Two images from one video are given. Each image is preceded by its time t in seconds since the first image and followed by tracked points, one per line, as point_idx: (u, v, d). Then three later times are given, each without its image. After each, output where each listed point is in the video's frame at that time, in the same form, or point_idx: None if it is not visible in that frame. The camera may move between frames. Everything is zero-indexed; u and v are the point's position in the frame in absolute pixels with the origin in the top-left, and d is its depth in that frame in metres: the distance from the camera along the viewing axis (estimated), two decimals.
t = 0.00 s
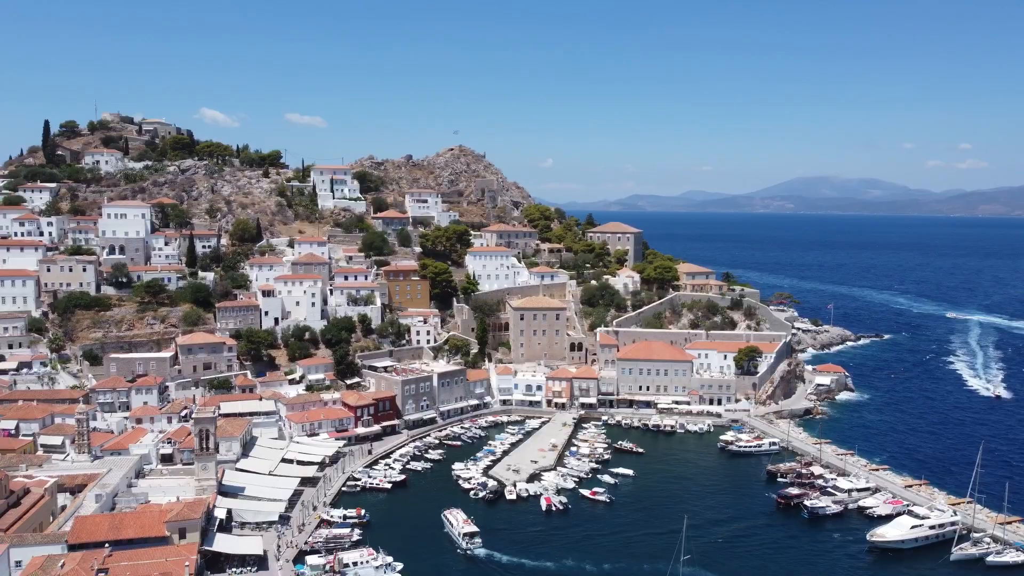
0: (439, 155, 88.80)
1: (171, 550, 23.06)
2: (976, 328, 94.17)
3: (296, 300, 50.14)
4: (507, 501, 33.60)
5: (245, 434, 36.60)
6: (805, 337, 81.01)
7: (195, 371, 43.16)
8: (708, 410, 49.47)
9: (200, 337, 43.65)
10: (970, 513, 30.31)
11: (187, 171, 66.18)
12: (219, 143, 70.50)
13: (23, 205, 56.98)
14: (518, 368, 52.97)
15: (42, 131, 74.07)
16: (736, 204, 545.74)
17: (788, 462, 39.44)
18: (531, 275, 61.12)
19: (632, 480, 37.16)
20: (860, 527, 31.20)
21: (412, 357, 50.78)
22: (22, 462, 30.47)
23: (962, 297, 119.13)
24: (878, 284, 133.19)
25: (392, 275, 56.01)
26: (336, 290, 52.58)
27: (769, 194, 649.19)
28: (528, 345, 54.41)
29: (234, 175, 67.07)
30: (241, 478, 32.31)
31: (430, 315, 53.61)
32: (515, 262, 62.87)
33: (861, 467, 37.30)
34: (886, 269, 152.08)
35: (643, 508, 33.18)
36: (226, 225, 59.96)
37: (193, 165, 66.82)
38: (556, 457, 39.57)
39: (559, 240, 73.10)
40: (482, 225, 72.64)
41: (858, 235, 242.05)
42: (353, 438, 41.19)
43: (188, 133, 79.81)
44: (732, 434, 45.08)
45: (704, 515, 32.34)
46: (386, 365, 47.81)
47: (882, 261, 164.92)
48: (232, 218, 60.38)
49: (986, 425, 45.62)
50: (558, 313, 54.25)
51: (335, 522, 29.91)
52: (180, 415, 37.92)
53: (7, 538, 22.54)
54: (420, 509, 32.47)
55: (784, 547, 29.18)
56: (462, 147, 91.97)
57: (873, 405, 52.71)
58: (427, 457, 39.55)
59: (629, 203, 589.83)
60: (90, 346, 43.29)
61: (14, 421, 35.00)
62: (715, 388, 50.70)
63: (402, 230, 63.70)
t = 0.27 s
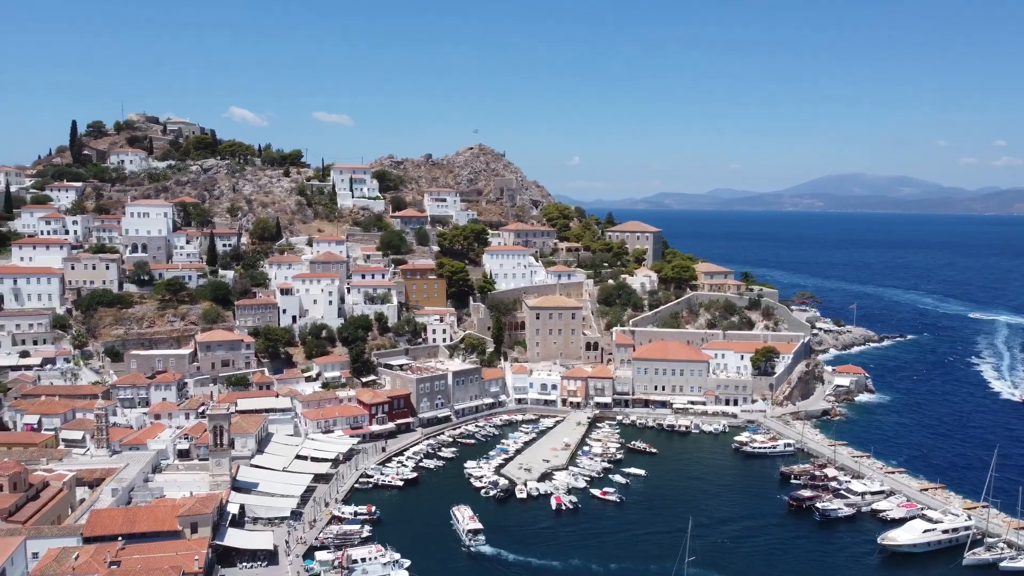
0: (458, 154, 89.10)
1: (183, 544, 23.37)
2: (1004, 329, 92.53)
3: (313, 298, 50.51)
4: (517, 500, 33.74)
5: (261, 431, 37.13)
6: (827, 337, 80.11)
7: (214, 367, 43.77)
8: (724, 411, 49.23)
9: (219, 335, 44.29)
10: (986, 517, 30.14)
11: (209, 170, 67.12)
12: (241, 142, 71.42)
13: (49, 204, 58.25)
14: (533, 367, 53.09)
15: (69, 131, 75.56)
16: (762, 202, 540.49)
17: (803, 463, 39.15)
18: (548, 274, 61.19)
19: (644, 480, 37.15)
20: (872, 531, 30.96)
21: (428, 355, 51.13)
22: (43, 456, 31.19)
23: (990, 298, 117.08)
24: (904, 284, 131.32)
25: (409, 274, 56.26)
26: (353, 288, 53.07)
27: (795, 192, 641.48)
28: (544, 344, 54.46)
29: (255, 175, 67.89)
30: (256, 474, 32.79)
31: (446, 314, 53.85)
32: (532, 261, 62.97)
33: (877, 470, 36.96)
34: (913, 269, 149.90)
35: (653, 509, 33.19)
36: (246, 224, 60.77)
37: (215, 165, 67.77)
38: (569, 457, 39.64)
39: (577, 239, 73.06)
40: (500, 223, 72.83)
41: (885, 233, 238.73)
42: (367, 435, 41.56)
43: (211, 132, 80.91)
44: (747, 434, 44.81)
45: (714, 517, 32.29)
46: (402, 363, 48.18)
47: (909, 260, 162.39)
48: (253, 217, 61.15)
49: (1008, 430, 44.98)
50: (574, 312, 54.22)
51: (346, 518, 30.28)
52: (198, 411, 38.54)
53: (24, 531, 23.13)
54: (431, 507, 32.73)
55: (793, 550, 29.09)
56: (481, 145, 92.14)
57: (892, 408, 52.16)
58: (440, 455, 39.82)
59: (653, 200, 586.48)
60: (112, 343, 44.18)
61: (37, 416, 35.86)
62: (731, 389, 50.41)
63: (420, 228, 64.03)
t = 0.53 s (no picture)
0: (476, 153, 89.30)
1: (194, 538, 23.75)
2: None
3: (329, 297, 50.70)
4: (527, 499, 33.87)
5: (275, 428, 37.56)
6: (847, 338, 79.26)
7: (230, 365, 44.38)
8: (738, 412, 48.97)
9: (236, 332, 44.87)
10: (1000, 521, 29.89)
11: (229, 169, 67.97)
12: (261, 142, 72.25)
13: (73, 203, 59.46)
14: (547, 367, 53.16)
15: (94, 131, 76.89)
16: (785, 201, 535.44)
17: (816, 465, 38.86)
18: (563, 273, 61.20)
19: (655, 480, 37.12)
20: (883, 535, 30.73)
21: (442, 354, 51.38)
22: (61, 451, 31.91)
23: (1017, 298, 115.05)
24: (929, 284, 129.47)
25: (424, 273, 56.57)
26: (368, 287, 53.50)
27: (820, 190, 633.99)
28: (558, 343, 54.45)
29: (274, 174, 68.64)
30: (268, 471, 33.18)
31: (460, 313, 53.69)
32: (548, 260, 62.99)
33: (891, 473, 36.65)
34: (938, 269, 147.74)
35: (662, 509, 33.14)
36: (264, 222, 61.48)
37: (234, 164, 68.61)
38: (580, 456, 39.68)
39: (594, 238, 72.96)
40: (516, 222, 72.95)
41: (911, 232, 235.55)
42: (380, 433, 41.90)
43: (232, 132, 81.87)
44: (761, 435, 44.53)
45: (722, 518, 32.21)
46: (416, 362, 48.49)
47: (935, 260, 159.99)
48: (271, 216, 61.86)
49: None
50: (589, 311, 54.12)
51: (356, 515, 30.60)
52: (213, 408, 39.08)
53: (40, 524, 23.74)
54: (440, 505, 32.97)
55: (801, 553, 29.02)
56: (499, 144, 92.26)
57: (911, 410, 51.57)
58: (452, 453, 40.06)
59: (675, 199, 582.97)
60: (131, 340, 45.00)
61: (57, 412, 36.67)
62: (746, 389, 50.14)
63: (436, 227, 64.33)
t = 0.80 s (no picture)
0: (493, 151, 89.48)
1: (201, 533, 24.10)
2: None
3: (343, 295, 51.21)
4: (533, 497, 34.03)
5: (286, 425, 38.03)
6: (866, 338, 78.45)
7: (243, 362, 45.00)
8: (750, 412, 48.76)
9: (250, 330, 45.48)
10: (1010, 525, 29.58)
11: (246, 168, 68.74)
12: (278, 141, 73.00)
13: (94, 202, 60.53)
14: (559, 366, 53.23)
15: (115, 130, 78.10)
16: (808, 198, 530.16)
17: (827, 467, 38.63)
18: (577, 272, 61.18)
19: (663, 480, 37.09)
20: (891, 538, 30.51)
21: (454, 352, 51.60)
22: (77, 446, 32.63)
23: None
24: (952, 283, 127.65)
25: (438, 271, 56.87)
26: (382, 285, 53.90)
27: (844, 188, 626.67)
28: (570, 342, 54.44)
29: (291, 173, 69.30)
30: (279, 467, 33.60)
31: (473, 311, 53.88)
32: (561, 259, 63.01)
33: (902, 475, 36.36)
34: (962, 268, 145.59)
35: (668, 509, 33.16)
36: (281, 221, 62.14)
37: (252, 163, 69.38)
38: (589, 455, 39.75)
39: (609, 237, 72.83)
40: (531, 221, 73.01)
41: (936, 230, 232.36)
42: (391, 430, 42.25)
43: (250, 131, 82.72)
44: (773, 436, 44.31)
45: (728, 518, 32.18)
46: (428, 360, 48.80)
47: (959, 259, 157.71)
48: (287, 214, 62.50)
49: None
50: (601, 310, 54.09)
51: (363, 512, 30.95)
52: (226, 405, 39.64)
53: (52, 517, 24.28)
54: (447, 502, 33.23)
55: (805, 554, 28.93)
56: (515, 143, 92.35)
57: (927, 411, 51.04)
58: (461, 451, 40.31)
59: (697, 196, 579.27)
60: (147, 337, 45.78)
61: (74, 407, 37.44)
62: (758, 389, 49.91)
63: (451, 226, 64.62)
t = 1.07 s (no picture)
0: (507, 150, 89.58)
1: (207, 529, 24.49)
2: None
3: (355, 293, 51.68)
4: (539, 496, 34.16)
5: (296, 422, 38.43)
6: (882, 338, 77.71)
7: (255, 360, 45.51)
8: (761, 412, 48.55)
9: (262, 328, 45.99)
10: (1018, 529, 29.32)
11: (262, 167, 69.41)
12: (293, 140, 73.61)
13: (112, 201, 61.47)
14: (569, 365, 53.26)
15: (134, 130, 79.17)
16: (829, 196, 525.16)
17: (835, 468, 38.41)
18: (588, 271, 61.11)
19: (669, 480, 37.06)
20: (897, 540, 30.32)
21: (464, 350, 51.83)
22: (89, 442, 33.25)
23: None
24: (974, 283, 125.96)
25: (449, 270, 57.09)
26: (393, 284, 54.23)
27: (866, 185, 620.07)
28: (580, 342, 54.43)
29: (305, 172, 69.85)
30: (287, 464, 34.01)
31: (484, 310, 54.31)
32: (573, 258, 62.98)
33: (911, 478, 36.10)
34: (985, 267, 143.61)
35: (673, 509, 33.17)
36: (294, 220, 62.71)
37: (267, 162, 70.02)
38: (596, 454, 39.80)
39: (622, 235, 72.67)
40: (544, 220, 73.06)
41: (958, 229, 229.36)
42: (400, 428, 42.58)
43: (266, 130, 83.49)
44: (782, 437, 44.11)
45: (732, 519, 32.15)
46: (437, 358, 49.05)
47: (982, 258, 155.43)
48: (301, 213, 63.09)
49: None
50: (611, 310, 54.06)
51: (368, 509, 31.26)
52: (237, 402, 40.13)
53: (63, 511, 24.81)
54: (453, 500, 33.46)
55: (809, 556, 28.86)
56: (530, 141, 92.32)
57: (941, 413, 50.53)
58: (469, 449, 40.52)
59: (716, 194, 575.36)
60: (161, 334, 46.48)
61: (88, 403, 38.12)
62: (769, 390, 49.69)
63: (463, 225, 64.82)
